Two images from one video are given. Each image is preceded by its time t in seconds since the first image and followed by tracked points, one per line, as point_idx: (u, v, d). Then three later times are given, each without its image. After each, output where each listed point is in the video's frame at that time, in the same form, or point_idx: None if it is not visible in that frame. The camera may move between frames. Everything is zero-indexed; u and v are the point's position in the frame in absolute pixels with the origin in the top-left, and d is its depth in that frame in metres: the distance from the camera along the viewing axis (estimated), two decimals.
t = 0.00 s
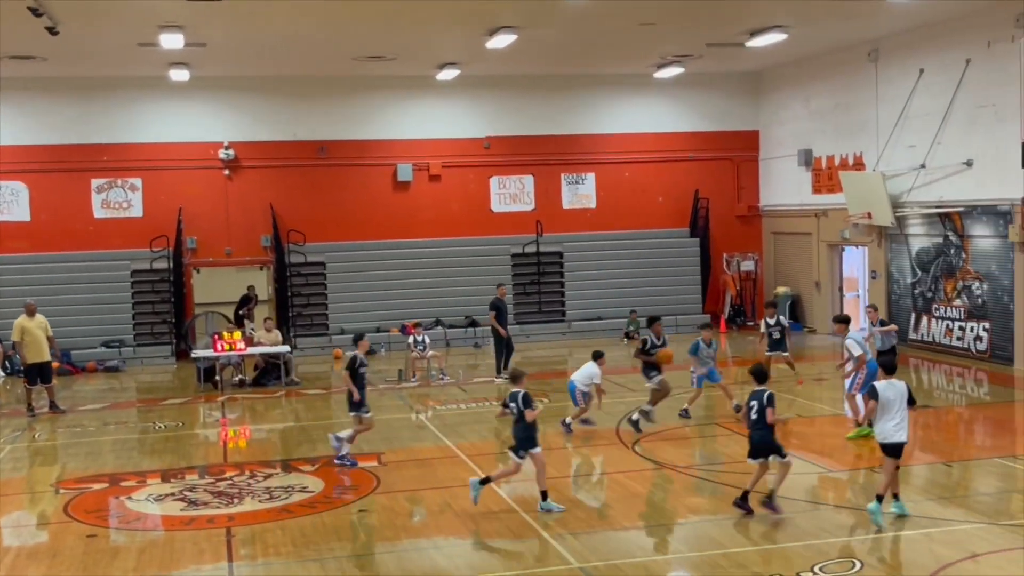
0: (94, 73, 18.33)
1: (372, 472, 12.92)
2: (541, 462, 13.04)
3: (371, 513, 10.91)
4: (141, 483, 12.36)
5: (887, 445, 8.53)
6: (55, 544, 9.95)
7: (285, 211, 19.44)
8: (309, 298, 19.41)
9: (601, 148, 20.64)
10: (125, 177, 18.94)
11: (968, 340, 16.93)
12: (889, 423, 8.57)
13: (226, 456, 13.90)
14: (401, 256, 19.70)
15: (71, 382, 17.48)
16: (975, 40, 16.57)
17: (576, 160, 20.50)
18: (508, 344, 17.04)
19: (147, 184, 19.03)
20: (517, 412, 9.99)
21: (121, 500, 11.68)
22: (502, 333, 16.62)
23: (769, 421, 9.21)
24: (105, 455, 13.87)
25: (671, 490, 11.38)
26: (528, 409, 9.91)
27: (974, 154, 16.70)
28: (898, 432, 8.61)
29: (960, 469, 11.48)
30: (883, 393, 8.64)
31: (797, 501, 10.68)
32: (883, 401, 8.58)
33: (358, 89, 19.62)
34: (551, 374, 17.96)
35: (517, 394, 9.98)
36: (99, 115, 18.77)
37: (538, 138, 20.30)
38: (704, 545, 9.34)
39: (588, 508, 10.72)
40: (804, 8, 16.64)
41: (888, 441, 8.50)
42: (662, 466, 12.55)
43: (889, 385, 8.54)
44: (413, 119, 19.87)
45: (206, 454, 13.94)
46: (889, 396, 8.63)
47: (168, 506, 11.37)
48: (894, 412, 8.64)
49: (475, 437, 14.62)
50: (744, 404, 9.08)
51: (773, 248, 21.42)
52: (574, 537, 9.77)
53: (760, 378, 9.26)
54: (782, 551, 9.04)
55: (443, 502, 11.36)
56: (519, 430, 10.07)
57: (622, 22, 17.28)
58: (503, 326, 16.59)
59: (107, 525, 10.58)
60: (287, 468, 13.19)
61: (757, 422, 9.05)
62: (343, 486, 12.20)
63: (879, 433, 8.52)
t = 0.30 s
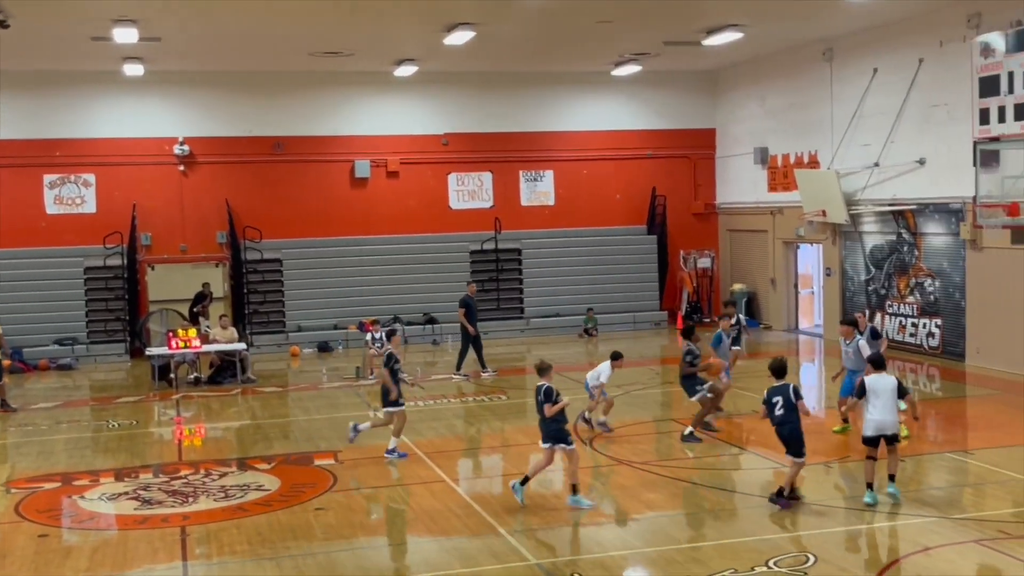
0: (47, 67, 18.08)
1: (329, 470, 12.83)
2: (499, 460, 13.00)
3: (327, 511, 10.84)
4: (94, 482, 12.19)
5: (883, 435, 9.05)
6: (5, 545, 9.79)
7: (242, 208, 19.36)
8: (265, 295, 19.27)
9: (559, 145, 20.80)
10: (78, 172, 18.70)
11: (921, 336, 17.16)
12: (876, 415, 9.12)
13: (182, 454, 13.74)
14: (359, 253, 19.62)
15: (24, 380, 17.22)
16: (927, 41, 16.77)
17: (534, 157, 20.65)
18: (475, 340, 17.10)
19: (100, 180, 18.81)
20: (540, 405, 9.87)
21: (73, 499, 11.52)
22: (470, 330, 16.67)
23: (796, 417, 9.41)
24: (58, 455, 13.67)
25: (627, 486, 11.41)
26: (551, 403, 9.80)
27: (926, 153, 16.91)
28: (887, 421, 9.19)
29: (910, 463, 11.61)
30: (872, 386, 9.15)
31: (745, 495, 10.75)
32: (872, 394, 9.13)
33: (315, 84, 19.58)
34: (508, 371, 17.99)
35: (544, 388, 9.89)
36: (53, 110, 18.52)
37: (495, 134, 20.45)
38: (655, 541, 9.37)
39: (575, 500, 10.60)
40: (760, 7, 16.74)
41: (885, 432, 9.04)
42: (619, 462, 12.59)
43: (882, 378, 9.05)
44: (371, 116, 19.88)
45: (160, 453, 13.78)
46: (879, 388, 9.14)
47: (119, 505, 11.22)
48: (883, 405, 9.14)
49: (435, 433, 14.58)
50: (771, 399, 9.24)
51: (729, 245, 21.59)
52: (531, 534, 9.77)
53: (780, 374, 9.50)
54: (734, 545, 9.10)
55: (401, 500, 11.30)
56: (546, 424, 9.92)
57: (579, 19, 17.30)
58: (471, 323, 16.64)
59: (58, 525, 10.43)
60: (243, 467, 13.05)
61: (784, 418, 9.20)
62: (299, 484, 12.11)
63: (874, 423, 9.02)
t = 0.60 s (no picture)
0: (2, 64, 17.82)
1: (288, 471, 12.72)
2: (458, 459, 12.97)
3: (286, 513, 10.75)
4: (48, 484, 12.01)
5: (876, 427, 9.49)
6: None
7: (200, 207, 19.24)
8: (223, 295, 19.13)
9: (520, 145, 20.90)
10: (33, 170, 18.45)
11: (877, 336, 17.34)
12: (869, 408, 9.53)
13: (138, 455, 13.57)
14: (319, 252, 19.59)
15: None
16: (883, 44, 16.95)
17: (495, 157, 20.73)
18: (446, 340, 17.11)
19: (56, 178, 18.57)
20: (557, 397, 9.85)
21: (26, 502, 11.34)
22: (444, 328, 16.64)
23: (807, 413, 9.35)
24: (13, 456, 13.46)
25: (583, 486, 11.41)
26: (570, 395, 9.79)
27: (883, 154, 17.06)
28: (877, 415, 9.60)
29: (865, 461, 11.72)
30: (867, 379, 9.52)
31: (698, 495, 10.77)
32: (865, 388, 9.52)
33: (274, 83, 19.51)
34: (469, 370, 17.98)
35: (558, 379, 9.89)
36: (7, 107, 18.26)
37: (456, 133, 20.50)
38: (610, 541, 9.37)
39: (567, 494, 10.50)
40: (720, 8, 16.81)
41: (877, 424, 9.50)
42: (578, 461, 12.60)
43: (875, 372, 9.44)
44: (332, 115, 19.86)
45: (116, 454, 13.61)
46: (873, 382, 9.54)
47: (73, 508, 11.06)
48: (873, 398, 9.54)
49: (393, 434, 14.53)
50: (784, 396, 9.25)
51: (688, 246, 21.74)
52: (490, 534, 9.74)
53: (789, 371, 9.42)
54: (687, 544, 9.11)
55: (360, 500, 11.24)
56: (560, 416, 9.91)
57: (540, 19, 17.31)
58: (443, 322, 16.67)
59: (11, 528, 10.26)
60: (200, 468, 12.91)
61: (795, 415, 9.29)
62: (257, 485, 12.01)
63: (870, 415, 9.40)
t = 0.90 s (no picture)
0: None
1: (249, 476, 12.56)
2: (423, 464, 12.88)
3: (247, 519, 10.61)
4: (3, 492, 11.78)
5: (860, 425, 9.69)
6: None
7: (161, 209, 19.07)
8: (185, 298, 18.97)
9: (485, 148, 20.96)
10: None
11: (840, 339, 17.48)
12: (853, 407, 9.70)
13: (97, 462, 13.35)
14: (282, 255, 19.51)
15: None
16: (844, 50, 17.09)
17: (460, 160, 20.77)
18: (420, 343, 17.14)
19: (14, 180, 18.29)
20: (559, 410, 9.70)
21: None
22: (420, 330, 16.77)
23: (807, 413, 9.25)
24: None
25: (546, 490, 11.35)
26: (572, 410, 9.64)
27: (844, 159, 17.20)
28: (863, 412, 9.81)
29: (828, 463, 11.77)
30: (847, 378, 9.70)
31: (660, 499, 10.74)
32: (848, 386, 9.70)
33: (237, 85, 19.40)
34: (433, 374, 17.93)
35: (559, 393, 9.72)
36: None
37: (421, 136, 20.51)
38: (572, 545, 9.32)
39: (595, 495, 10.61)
40: (685, 14, 16.87)
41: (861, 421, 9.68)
42: (543, 465, 12.56)
43: (858, 371, 9.65)
44: (295, 118, 19.77)
45: (74, 460, 13.37)
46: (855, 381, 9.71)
47: (29, 516, 10.83)
48: (856, 396, 9.73)
49: (357, 438, 14.42)
50: (786, 395, 9.18)
51: (653, 250, 21.86)
52: (454, 539, 9.67)
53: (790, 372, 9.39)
54: (646, 548, 9.08)
55: (323, 506, 11.12)
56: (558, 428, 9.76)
57: (506, 23, 17.30)
58: (417, 325, 16.78)
59: None
60: (160, 474, 12.73)
61: (797, 414, 9.25)
62: (218, 491, 11.85)
63: (848, 416, 9.62)
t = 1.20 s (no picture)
0: None
1: (215, 483, 12.40)
2: (392, 470, 12.77)
3: (213, 527, 10.47)
4: None
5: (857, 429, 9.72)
6: None
7: (126, 213, 18.87)
8: (151, 303, 18.81)
9: (454, 153, 20.93)
10: None
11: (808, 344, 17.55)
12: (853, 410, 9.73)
13: (62, 469, 13.15)
14: (249, 260, 19.37)
15: None
16: (813, 57, 17.16)
17: (429, 165, 20.72)
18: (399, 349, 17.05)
19: None
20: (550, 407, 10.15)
21: None
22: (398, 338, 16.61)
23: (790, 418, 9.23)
24: None
25: (515, 497, 11.26)
26: (560, 409, 10.08)
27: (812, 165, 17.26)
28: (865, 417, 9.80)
29: (800, 469, 11.71)
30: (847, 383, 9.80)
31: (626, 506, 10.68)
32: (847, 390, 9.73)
33: (203, 89, 19.26)
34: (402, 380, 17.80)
35: (551, 391, 10.17)
36: None
37: (390, 141, 20.45)
38: (539, 552, 9.25)
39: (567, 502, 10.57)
40: (655, 20, 16.89)
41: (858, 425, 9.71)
42: (513, 472, 12.48)
43: (857, 376, 9.69)
44: (263, 122, 19.65)
45: (37, 468, 13.16)
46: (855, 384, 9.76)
47: None
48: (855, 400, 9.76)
49: (325, 444, 14.30)
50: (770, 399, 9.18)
51: (623, 255, 21.94)
52: (422, 546, 9.58)
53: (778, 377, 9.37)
54: (611, 555, 9.02)
55: (291, 513, 10.99)
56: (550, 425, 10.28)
57: (474, 28, 17.24)
58: (397, 332, 16.65)
59: None
60: (125, 481, 12.54)
61: (781, 418, 9.22)
62: (183, 498, 11.69)
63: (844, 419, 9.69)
